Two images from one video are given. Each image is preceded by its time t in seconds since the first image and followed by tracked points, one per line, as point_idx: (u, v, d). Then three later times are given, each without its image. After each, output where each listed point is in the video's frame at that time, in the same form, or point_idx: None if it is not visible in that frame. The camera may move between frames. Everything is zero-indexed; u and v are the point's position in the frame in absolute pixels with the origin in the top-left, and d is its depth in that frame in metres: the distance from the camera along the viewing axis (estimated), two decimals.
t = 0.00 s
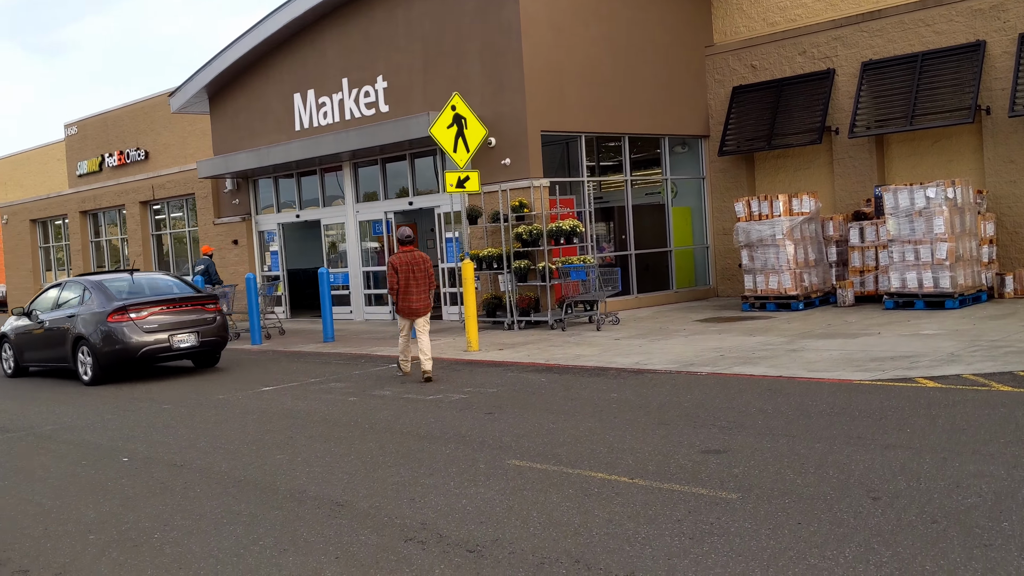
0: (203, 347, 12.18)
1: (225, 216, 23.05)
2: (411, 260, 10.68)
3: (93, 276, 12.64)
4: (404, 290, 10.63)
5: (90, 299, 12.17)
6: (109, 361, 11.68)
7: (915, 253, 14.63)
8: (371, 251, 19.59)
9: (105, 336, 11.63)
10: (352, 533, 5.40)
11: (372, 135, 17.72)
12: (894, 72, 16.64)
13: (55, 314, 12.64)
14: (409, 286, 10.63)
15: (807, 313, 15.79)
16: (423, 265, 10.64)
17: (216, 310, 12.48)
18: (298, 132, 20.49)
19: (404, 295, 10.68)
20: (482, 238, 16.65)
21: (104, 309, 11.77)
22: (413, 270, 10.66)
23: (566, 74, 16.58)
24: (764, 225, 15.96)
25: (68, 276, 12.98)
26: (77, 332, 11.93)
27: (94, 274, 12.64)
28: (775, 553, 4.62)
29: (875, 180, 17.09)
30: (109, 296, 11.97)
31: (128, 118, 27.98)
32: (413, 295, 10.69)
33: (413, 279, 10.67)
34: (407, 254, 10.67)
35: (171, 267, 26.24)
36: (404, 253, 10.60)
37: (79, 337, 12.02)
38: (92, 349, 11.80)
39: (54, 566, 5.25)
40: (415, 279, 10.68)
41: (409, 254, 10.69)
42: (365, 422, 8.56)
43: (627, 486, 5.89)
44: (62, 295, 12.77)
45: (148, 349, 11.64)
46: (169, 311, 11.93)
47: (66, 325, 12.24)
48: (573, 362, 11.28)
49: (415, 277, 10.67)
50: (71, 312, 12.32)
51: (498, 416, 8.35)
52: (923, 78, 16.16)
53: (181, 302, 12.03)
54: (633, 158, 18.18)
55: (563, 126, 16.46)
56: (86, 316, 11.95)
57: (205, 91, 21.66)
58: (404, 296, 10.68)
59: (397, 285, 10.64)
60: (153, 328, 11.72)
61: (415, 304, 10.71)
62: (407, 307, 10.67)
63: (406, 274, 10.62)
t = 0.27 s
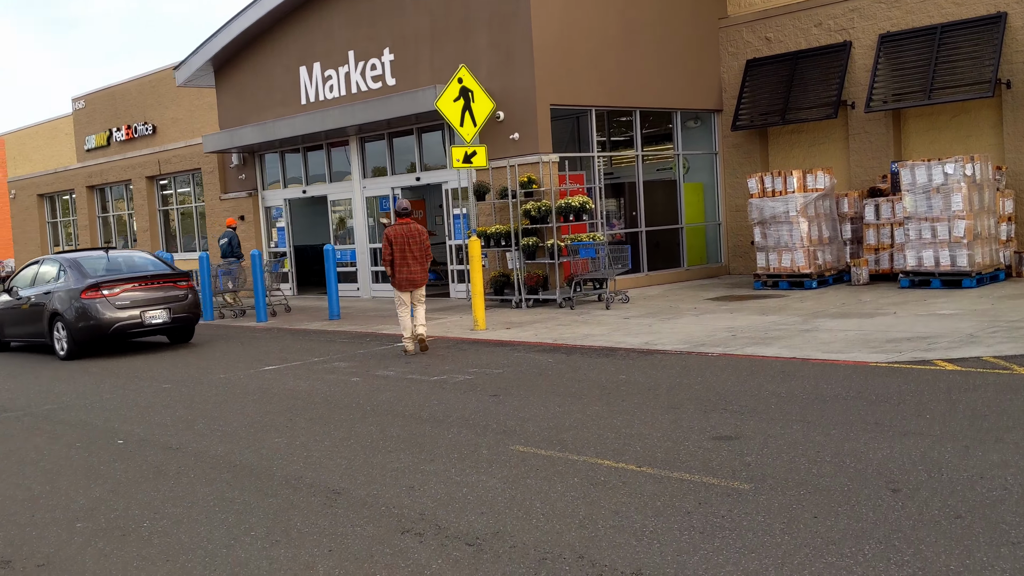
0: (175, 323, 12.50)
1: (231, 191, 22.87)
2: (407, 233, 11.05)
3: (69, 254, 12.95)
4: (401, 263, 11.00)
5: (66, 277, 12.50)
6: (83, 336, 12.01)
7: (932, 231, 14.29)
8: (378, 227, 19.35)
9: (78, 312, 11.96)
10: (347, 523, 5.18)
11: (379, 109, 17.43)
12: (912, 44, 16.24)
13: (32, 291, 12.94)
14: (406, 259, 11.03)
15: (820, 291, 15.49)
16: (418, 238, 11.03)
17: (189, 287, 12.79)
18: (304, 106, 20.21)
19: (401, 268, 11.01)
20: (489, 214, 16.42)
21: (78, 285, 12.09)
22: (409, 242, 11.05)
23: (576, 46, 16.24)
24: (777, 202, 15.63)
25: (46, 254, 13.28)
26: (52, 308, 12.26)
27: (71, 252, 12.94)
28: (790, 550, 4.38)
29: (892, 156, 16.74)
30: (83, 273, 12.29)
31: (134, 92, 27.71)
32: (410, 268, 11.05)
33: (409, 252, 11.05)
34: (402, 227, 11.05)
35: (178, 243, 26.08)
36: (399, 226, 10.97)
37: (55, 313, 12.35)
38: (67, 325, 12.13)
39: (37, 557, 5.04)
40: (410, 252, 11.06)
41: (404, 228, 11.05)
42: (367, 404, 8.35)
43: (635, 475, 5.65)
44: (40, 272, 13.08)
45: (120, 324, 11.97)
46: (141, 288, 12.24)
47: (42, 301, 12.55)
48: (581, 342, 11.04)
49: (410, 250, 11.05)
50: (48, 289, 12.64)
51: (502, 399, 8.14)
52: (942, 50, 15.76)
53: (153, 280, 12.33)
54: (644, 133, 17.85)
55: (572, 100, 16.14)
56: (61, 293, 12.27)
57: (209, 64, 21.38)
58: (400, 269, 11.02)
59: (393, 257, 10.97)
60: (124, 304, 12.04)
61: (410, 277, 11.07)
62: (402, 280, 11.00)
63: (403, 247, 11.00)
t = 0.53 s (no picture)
0: (140, 314, 12.74)
1: (232, 182, 22.61)
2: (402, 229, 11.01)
3: (40, 246, 13.21)
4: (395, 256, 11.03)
5: (35, 268, 12.77)
6: (50, 326, 12.29)
7: (944, 223, 13.98)
8: (379, 219, 19.09)
9: (45, 303, 12.23)
10: (333, 527, 4.91)
11: (380, 98, 17.14)
12: (923, 32, 15.90)
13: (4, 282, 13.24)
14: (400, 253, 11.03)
15: (829, 284, 15.20)
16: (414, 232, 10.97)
17: (155, 278, 13.01)
18: (304, 96, 19.94)
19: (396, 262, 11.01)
20: (492, 205, 16.19)
21: (45, 277, 12.36)
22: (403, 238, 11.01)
23: (580, 34, 15.94)
24: (785, 193, 15.33)
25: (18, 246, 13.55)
26: (21, 299, 12.55)
27: (41, 244, 13.21)
28: (802, 560, 4.10)
29: (902, 146, 16.43)
30: (51, 265, 12.55)
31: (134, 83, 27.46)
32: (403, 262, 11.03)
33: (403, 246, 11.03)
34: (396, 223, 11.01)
35: (178, 234, 25.85)
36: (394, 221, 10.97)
37: (24, 304, 12.63)
38: (35, 315, 12.42)
39: (8, 561, 4.80)
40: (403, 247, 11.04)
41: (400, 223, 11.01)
42: (362, 399, 8.10)
43: (638, 476, 5.38)
44: (12, 264, 13.36)
45: (86, 315, 12.22)
46: (107, 279, 12.48)
47: (13, 292, 12.83)
48: (584, 335, 10.77)
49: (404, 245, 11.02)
50: (18, 281, 12.92)
51: (501, 394, 7.88)
52: (954, 38, 15.43)
53: (119, 271, 12.57)
54: (650, 123, 17.55)
55: (576, 89, 15.85)
56: (30, 284, 12.56)
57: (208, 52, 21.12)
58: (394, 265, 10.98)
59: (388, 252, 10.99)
60: (90, 296, 12.29)
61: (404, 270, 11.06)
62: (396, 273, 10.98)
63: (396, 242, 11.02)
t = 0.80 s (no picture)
0: (110, 311, 13.25)
1: (236, 177, 22.35)
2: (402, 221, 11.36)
3: (15, 244, 13.66)
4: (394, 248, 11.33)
5: (8, 265, 13.24)
6: (22, 322, 12.78)
7: (959, 220, 13.65)
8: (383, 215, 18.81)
9: (18, 299, 12.72)
10: (318, 543, 4.64)
11: (383, 93, 16.87)
12: (939, 25, 15.57)
13: None
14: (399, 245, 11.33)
15: (841, 283, 14.88)
16: (414, 224, 11.34)
17: (125, 277, 13.52)
18: (308, 90, 19.68)
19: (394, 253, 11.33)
20: (497, 202, 15.90)
21: (19, 274, 12.83)
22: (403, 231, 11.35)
23: (587, 27, 15.64)
24: (796, 189, 14.99)
25: None
26: None
27: (16, 242, 13.66)
28: None
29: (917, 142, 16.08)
30: (24, 263, 13.02)
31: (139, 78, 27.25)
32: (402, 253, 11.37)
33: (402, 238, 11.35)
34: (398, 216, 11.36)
35: (182, 230, 25.64)
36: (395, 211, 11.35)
37: None
38: (8, 311, 12.90)
39: None
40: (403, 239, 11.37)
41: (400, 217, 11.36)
42: (358, 402, 7.84)
43: (643, 489, 5.09)
44: None
45: (57, 312, 12.72)
46: (78, 277, 12.98)
47: None
48: (590, 336, 10.48)
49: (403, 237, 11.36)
50: None
51: (502, 398, 7.60)
52: (969, 31, 15.09)
53: (91, 270, 13.08)
54: (659, 118, 17.24)
55: (584, 84, 15.55)
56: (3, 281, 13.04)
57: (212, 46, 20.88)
58: (391, 254, 11.30)
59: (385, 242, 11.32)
60: (61, 293, 12.77)
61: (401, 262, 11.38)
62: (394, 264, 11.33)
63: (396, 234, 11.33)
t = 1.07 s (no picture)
0: (86, 305, 13.59)
1: (244, 172, 22.15)
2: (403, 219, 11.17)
3: None
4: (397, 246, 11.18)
5: None
6: None
7: (981, 216, 13.32)
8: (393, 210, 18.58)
9: None
10: (316, 553, 4.40)
11: (393, 86, 16.62)
12: (959, 17, 15.23)
13: None
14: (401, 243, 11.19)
15: (859, 280, 14.57)
16: (415, 221, 11.22)
17: (102, 272, 13.84)
18: (317, 85, 19.45)
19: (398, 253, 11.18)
20: (508, 197, 15.65)
21: None
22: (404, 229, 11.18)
23: (601, 19, 15.36)
24: (814, 184, 14.68)
25: None
26: None
27: None
28: None
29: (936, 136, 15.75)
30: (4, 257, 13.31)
31: (148, 73, 27.09)
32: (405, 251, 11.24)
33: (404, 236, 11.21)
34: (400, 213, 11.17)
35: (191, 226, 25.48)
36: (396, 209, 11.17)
37: None
38: None
39: None
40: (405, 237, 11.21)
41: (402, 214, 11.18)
42: (363, 402, 7.60)
43: (660, 497, 4.83)
44: None
45: (35, 307, 13.03)
46: (57, 272, 13.28)
47: None
48: (602, 333, 10.22)
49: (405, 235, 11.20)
50: None
51: (511, 398, 7.34)
52: (991, 23, 14.74)
53: (70, 265, 13.39)
54: (673, 112, 16.95)
55: (596, 77, 15.27)
56: None
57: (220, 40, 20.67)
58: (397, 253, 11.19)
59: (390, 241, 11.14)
60: (39, 288, 13.08)
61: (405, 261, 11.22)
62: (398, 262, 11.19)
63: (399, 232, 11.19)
